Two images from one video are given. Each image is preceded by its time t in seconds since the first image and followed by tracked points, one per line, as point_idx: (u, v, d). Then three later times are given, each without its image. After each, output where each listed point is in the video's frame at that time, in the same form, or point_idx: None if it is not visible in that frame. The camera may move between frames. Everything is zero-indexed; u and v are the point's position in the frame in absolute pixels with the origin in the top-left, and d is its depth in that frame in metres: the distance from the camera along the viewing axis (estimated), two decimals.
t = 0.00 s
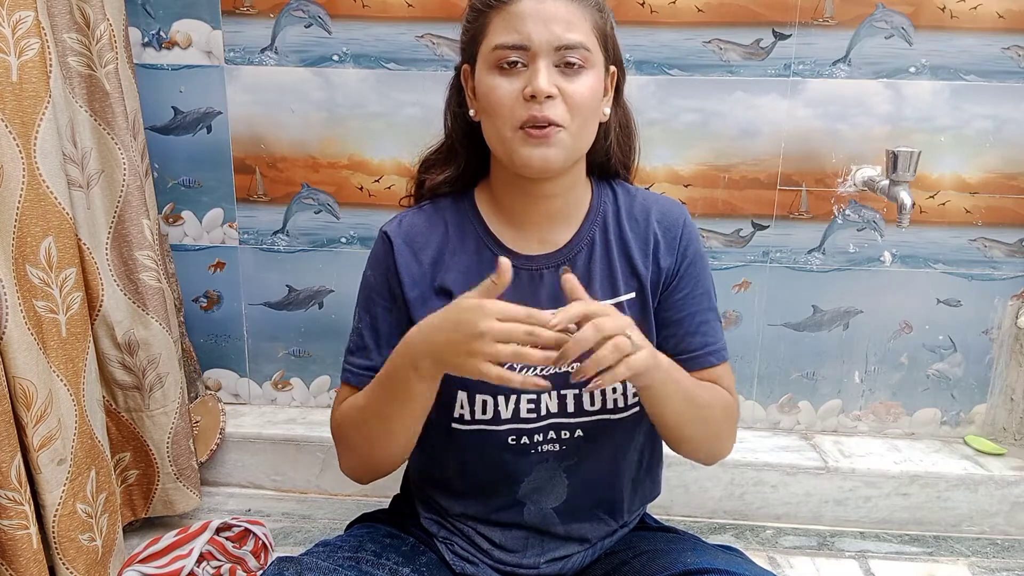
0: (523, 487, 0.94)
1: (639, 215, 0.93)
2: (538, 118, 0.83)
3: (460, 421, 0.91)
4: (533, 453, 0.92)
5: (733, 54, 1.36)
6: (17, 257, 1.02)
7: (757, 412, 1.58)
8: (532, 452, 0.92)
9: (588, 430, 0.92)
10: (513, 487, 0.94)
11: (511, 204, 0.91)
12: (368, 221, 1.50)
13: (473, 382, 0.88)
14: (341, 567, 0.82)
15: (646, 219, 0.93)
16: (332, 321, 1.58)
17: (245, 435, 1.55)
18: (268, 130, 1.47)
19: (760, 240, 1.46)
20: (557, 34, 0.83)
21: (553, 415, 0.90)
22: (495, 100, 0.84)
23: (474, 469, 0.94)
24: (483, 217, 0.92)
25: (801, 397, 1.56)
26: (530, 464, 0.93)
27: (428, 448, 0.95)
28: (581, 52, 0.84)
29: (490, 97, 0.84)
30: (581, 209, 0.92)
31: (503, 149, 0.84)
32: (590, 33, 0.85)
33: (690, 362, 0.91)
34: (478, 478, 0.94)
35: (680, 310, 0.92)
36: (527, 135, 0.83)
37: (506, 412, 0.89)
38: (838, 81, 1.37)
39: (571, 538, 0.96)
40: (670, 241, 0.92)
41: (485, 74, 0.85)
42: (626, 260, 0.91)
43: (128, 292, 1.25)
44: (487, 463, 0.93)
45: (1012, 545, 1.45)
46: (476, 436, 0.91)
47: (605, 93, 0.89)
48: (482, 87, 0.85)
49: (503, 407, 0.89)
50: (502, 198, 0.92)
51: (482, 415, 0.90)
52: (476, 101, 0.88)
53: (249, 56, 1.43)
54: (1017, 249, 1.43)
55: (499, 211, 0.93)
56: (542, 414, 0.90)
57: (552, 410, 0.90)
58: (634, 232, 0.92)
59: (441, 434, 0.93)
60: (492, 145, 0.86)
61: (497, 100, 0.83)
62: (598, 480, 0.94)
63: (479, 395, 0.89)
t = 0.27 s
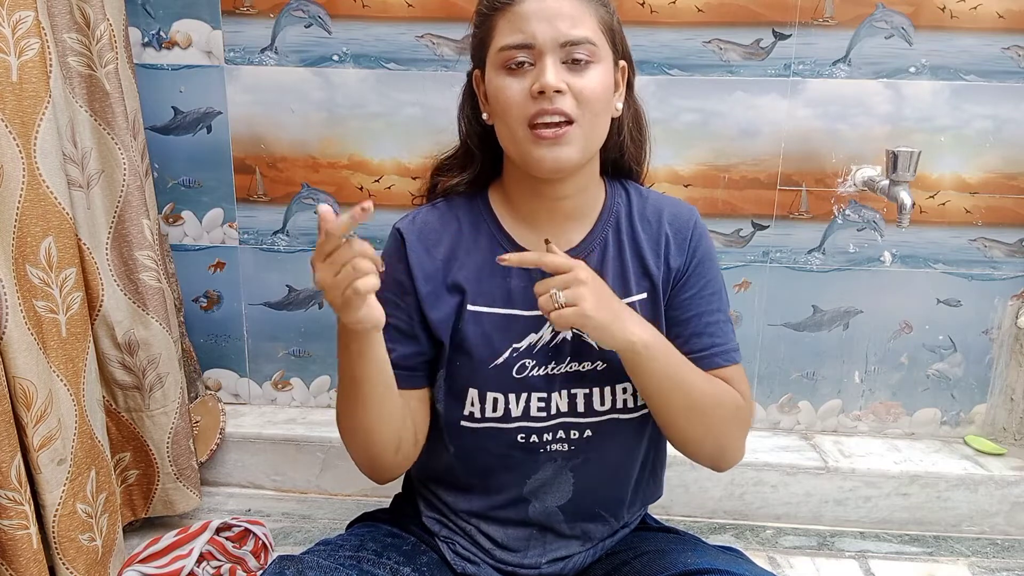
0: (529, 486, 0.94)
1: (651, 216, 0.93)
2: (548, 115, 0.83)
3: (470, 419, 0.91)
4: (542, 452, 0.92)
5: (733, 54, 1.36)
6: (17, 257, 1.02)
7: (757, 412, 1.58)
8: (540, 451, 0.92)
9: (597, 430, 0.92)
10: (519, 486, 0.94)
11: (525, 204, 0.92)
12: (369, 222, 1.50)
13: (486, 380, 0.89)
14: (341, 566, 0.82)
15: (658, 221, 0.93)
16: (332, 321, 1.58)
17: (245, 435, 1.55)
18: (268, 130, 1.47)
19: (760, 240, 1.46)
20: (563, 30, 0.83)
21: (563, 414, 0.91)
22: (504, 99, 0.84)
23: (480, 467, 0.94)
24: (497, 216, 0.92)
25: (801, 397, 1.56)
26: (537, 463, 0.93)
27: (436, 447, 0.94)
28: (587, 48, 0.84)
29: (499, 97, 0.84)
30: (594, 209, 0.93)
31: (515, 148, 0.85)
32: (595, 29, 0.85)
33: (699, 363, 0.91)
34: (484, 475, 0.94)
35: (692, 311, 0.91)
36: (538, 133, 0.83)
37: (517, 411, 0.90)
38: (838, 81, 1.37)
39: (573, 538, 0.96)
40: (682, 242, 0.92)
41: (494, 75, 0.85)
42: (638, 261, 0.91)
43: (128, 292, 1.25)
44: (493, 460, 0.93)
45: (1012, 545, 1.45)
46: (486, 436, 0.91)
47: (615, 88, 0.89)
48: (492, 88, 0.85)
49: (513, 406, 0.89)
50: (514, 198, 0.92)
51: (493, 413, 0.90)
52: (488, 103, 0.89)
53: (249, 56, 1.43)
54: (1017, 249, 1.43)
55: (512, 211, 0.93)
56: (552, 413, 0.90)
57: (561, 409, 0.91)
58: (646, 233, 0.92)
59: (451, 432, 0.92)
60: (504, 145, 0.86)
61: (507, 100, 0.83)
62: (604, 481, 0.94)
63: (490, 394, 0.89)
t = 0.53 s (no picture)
0: (525, 484, 0.94)
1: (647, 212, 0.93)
2: (543, 117, 0.83)
3: (463, 416, 0.91)
4: (536, 447, 0.92)
5: (733, 54, 1.36)
6: (17, 258, 1.02)
7: (757, 412, 1.58)
8: (534, 447, 0.91)
9: (591, 427, 0.92)
10: (515, 484, 0.94)
11: (520, 203, 0.92)
12: (368, 221, 1.50)
13: (478, 375, 0.89)
14: (341, 566, 0.82)
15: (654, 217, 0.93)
16: (332, 321, 1.58)
17: (245, 435, 1.55)
18: (268, 130, 1.47)
19: (760, 241, 1.46)
20: (561, 33, 0.83)
21: (556, 410, 0.91)
22: (500, 99, 0.84)
23: (475, 465, 0.94)
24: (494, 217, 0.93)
25: (801, 397, 1.56)
26: (532, 462, 0.93)
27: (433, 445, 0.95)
28: (585, 51, 0.84)
29: (495, 97, 0.84)
30: (590, 207, 0.93)
31: (510, 148, 0.85)
32: (594, 32, 0.85)
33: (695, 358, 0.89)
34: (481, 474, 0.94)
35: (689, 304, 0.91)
36: (533, 134, 0.83)
37: (510, 407, 0.90)
38: (838, 81, 1.37)
39: (572, 537, 0.96)
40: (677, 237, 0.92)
41: (491, 74, 0.85)
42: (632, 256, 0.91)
43: (128, 292, 1.25)
44: (487, 458, 0.93)
45: (1012, 545, 1.45)
46: (478, 433, 0.91)
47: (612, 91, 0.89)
48: (488, 88, 0.85)
49: (506, 402, 0.89)
50: (511, 198, 0.93)
51: (486, 409, 0.90)
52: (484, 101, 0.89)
53: (249, 56, 1.43)
54: (1018, 249, 1.43)
55: (509, 211, 0.93)
56: (545, 410, 0.90)
57: (555, 405, 0.91)
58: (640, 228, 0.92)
59: (445, 431, 0.93)
60: (500, 144, 0.86)
61: (503, 100, 0.83)
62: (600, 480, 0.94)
63: (482, 388, 0.89)
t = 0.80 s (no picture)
0: (523, 486, 0.93)
1: (639, 213, 0.94)
2: (539, 112, 0.83)
3: (458, 416, 0.91)
4: (531, 448, 0.91)
5: (733, 54, 1.36)
6: (17, 257, 1.02)
7: (757, 412, 1.58)
8: (529, 447, 0.91)
9: (586, 427, 0.92)
10: (512, 486, 0.94)
11: (512, 200, 0.92)
12: (368, 221, 1.50)
13: (472, 375, 0.89)
14: (341, 566, 0.82)
15: (646, 216, 0.93)
16: (332, 321, 1.58)
17: (245, 435, 1.55)
18: (268, 130, 1.47)
19: (760, 241, 1.46)
20: (565, 30, 0.83)
21: (551, 410, 0.91)
22: (498, 91, 0.83)
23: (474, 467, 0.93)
24: (485, 215, 0.93)
25: (801, 397, 1.57)
26: (529, 462, 0.92)
27: (428, 444, 0.95)
28: (587, 51, 0.84)
29: (493, 88, 0.84)
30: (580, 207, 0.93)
31: (504, 140, 0.84)
32: (597, 33, 0.85)
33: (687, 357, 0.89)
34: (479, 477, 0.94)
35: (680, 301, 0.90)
36: (528, 128, 0.83)
37: (504, 407, 0.90)
38: (838, 81, 1.37)
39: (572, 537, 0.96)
40: (668, 237, 0.92)
41: (490, 65, 0.85)
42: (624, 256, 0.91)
43: (128, 292, 1.25)
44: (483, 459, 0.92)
45: (1012, 545, 1.45)
46: (474, 435, 0.91)
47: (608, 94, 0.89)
48: (486, 78, 0.85)
49: (501, 403, 0.89)
50: (502, 194, 0.93)
51: (481, 410, 0.90)
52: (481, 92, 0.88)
53: (249, 56, 1.43)
54: (1017, 249, 1.43)
55: (500, 210, 0.93)
56: (540, 410, 0.90)
57: (550, 405, 0.90)
58: (632, 228, 0.93)
59: (441, 431, 0.93)
60: (494, 136, 0.86)
61: (501, 92, 0.83)
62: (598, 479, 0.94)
63: (478, 390, 0.89)
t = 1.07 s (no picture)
0: (518, 488, 0.93)
1: (630, 214, 0.93)
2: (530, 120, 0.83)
3: (450, 416, 0.91)
4: (524, 448, 0.92)
5: (733, 54, 1.36)
6: (17, 258, 1.02)
7: (757, 412, 1.58)
8: (522, 447, 0.91)
9: (578, 427, 0.91)
10: (506, 487, 0.93)
11: (502, 200, 0.92)
12: (368, 221, 1.50)
13: (463, 375, 0.88)
14: (341, 566, 0.82)
15: (637, 218, 0.93)
16: (332, 321, 1.58)
17: (245, 435, 1.55)
18: (268, 130, 1.47)
19: (761, 241, 1.46)
20: (560, 40, 0.83)
21: (542, 410, 0.90)
22: (490, 98, 0.84)
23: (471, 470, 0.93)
24: (474, 214, 0.93)
25: (801, 397, 1.57)
26: (521, 462, 0.92)
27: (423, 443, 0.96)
28: (580, 61, 0.84)
29: (486, 94, 0.84)
30: (570, 207, 0.92)
31: (495, 146, 0.85)
32: (592, 43, 0.85)
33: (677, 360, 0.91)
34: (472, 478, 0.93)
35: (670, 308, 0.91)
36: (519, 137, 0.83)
37: (495, 407, 0.89)
38: (838, 81, 1.37)
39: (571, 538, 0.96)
40: (660, 238, 0.92)
41: (484, 70, 0.85)
42: (615, 257, 0.91)
43: (128, 293, 1.25)
44: (476, 460, 0.92)
45: (1012, 545, 1.45)
46: (466, 435, 0.91)
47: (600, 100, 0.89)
48: (479, 83, 0.85)
49: (492, 403, 0.89)
50: (493, 193, 0.93)
51: (472, 411, 0.90)
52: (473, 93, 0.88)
53: (249, 56, 1.43)
54: (1017, 249, 1.43)
55: (491, 209, 0.93)
56: (531, 410, 0.90)
57: (541, 406, 0.90)
58: (623, 229, 0.92)
59: (435, 432, 0.93)
60: (485, 141, 0.86)
61: (493, 99, 0.83)
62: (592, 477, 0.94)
63: (468, 390, 0.89)
